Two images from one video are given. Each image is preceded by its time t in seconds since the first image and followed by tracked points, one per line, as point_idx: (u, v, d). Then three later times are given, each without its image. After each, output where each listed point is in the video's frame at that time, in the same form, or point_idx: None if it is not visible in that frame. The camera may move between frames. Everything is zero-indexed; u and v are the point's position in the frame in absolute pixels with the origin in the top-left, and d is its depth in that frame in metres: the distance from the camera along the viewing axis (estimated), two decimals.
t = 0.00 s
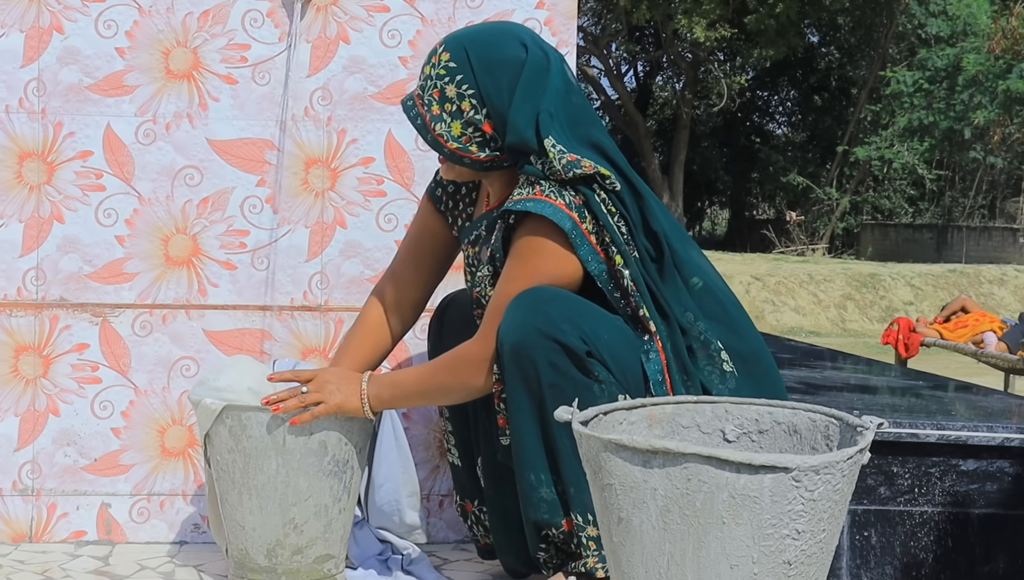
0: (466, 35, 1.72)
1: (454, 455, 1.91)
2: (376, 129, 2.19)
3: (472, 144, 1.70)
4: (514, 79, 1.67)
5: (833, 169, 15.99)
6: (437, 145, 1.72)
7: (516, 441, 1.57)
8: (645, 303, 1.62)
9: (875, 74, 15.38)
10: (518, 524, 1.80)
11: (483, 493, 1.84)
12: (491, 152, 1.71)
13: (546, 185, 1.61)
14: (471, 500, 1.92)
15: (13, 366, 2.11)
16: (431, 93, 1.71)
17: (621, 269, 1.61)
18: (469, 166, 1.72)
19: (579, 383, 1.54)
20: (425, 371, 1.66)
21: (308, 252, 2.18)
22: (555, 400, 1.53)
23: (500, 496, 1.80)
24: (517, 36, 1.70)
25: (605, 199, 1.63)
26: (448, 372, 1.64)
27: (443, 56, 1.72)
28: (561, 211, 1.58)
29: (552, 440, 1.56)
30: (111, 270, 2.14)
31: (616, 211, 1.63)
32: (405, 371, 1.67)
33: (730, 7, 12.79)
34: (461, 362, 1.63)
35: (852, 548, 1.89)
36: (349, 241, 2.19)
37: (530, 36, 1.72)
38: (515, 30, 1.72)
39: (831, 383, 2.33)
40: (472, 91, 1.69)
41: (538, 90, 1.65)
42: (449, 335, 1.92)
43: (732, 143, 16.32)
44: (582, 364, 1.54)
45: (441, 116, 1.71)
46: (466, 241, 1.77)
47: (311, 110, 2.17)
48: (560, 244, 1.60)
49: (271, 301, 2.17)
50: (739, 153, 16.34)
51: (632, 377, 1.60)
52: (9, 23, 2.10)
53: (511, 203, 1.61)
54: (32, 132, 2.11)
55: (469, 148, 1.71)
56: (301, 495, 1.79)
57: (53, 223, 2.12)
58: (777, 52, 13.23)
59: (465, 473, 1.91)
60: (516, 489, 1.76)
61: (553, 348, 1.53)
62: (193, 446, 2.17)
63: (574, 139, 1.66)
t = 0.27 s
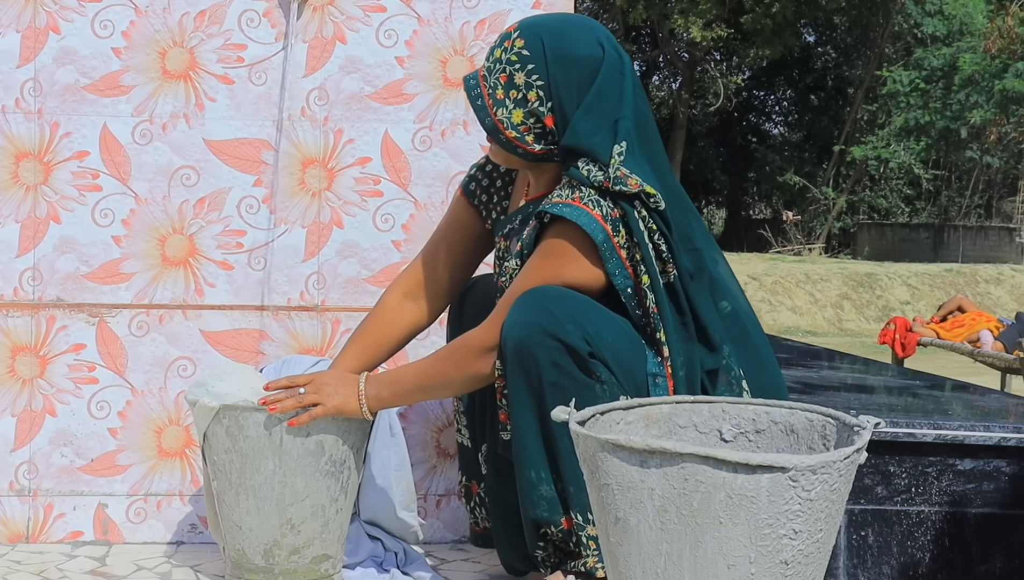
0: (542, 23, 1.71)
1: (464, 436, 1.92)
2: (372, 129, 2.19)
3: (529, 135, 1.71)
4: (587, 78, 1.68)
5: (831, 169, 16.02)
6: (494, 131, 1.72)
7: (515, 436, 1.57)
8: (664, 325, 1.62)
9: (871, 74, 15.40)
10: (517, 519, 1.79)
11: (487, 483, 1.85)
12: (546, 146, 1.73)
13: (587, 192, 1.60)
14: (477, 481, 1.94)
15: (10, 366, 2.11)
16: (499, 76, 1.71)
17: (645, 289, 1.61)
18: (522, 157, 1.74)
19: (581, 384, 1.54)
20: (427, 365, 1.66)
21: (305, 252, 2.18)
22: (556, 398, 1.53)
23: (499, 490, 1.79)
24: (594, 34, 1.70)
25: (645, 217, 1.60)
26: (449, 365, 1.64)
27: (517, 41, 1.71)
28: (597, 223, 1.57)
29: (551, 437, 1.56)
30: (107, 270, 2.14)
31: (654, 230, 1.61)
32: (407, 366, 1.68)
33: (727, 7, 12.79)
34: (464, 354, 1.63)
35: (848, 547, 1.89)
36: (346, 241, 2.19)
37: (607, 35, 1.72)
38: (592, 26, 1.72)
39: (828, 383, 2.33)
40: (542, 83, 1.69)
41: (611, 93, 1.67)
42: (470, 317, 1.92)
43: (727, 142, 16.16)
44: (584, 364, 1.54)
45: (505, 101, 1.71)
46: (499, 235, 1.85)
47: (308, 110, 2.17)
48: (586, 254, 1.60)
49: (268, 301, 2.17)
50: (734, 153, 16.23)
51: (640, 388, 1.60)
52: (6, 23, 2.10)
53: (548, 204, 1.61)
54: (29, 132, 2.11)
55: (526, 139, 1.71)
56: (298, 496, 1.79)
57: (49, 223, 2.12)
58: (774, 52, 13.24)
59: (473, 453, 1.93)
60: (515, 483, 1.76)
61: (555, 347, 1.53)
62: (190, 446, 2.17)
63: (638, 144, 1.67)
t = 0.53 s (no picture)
0: (532, 29, 1.70)
1: (473, 425, 1.93)
2: (371, 128, 2.19)
3: (521, 142, 1.72)
4: (576, 83, 1.66)
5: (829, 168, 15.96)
6: (488, 139, 1.73)
7: (509, 438, 1.58)
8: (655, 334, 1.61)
9: (869, 73, 15.41)
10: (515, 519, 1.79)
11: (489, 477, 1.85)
12: (541, 152, 1.72)
13: (579, 200, 1.60)
14: (483, 472, 1.94)
15: (8, 366, 2.11)
16: (489, 85, 1.72)
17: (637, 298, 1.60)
18: (517, 163, 1.74)
19: (572, 390, 1.55)
20: (427, 367, 1.65)
21: (303, 252, 2.18)
22: (547, 403, 1.55)
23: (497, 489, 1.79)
24: (585, 38, 1.68)
25: (637, 227, 1.59)
26: (449, 367, 1.63)
27: (507, 49, 1.71)
28: (587, 232, 1.57)
29: (543, 442, 1.57)
30: (105, 270, 2.14)
31: (646, 239, 1.59)
32: (406, 369, 1.66)
33: (725, 7, 12.78)
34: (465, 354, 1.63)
35: (847, 547, 1.88)
36: (344, 241, 2.19)
37: (598, 38, 1.69)
38: (584, 29, 1.69)
39: (826, 382, 2.33)
40: (531, 90, 1.68)
41: (600, 97, 1.64)
42: (482, 309, 1.93)
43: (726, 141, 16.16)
44: (576, 371, 1.55)
45: (496, 110, 1.72)
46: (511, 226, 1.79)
47: (306, 109, 2.17)
48: (582, 263, 1.60)
49: (267, 301, 2.17)
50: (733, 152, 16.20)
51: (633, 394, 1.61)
52: (3, 23, 2.10)
53: (540, 210, 1.61)
54: (27, 132, 2.11)
55: (518, 146, 1.72)
56: (296, 495, 1.79)
57: (47, 223, 2.12)
58: (772, 52, 13.25)
59: (480, 444, 1.93)
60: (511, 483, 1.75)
61: (546, 353, 1.54)
62: (188, 446, 2.17)
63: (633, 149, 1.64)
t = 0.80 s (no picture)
0: (506, 30, 1.72)
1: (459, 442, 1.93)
2: (370, 129, 2.19)
3: (495, 142, 1.72)
4: (549, 81, 1.67)
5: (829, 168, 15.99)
6: (461, 140, 1.73)
7: (506, 442, 1.58)
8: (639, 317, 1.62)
9: (868, 73, 15.42)
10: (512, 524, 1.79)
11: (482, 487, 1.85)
12: (514, 152, 1.73)
13: (555, 190, 1.60)
14: (474, 488, 1.93)
15: (7, 367, 2.11)
16: (463, 85, 1.72)
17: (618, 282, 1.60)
18: (490, 164, 1.74)
19: (569, 389, 1.55)
20: (425, 370, 1.65)
21: (302, 253, 2.18)
22: (544, 404, 1.55)
23: (493, 496, 1.79)
24: (557, 37, 1.70)
25: (613, 213, 1.59)
26: (447, 371, 1.63)
27: (480, 50, 1.72)
28: (567, 219, 1.57)
29: (541, 444, 1.56)
30: (105, 271, 2.14)
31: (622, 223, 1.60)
32: (404, 372, 1.66)
33: (724, 7, 12.78)
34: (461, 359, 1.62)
35: (846, 548, 1.88)
36: (343, 242, 2.19)
37: (571, 38, 1.71)
38: (557, 29, 1.71)
39: (826, 383, 2.33)
40: (506, 89, 1.69)
41: (573, 94, 1.65)
42: (463, 323, 1.92)
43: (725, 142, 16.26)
44: (571, 371, 1.54)
45: (471, 109, 1.72)
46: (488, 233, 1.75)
47: (305, 110, 2.17)
48: (566, 254, 1.59)
49: (266, 302, 2.17)
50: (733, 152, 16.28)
51: (622, 381, 1.61)
52: (3, 24, 2.10)
53: (518, 205, 1.61)
54: (26, 133, 2.11)
55: (492, 146, 1.72)
56: (295, 496, 1.79)
57: (47, 224, 2.12)
58: (771, 52, 13.26)
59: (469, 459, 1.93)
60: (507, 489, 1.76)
61: (542, 354, 1.53)
62: (188, 447, 2.17)
63: (605, 143, 1.66)
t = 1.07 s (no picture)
0: (443, 39, 1.73)
1: (445, 461, 1.92)
2: (370, 129, 2.19)
3: (449, 148, 1.72)
4: (489, 83, 1.67)
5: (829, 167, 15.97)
6: (416, 151, 1.74)
7: (510, 442, 1.57)
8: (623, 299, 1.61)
9: (869, 72, 15.40)
10: (513, 527, 1.80)
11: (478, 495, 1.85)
12: (469, 156, 1.72)
13: (522, 186, 1.60)
14: (464, 507, 1.93)
15: (8, 367, 2.12)
16: (408, 97, 1.73)
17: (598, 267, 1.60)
18: (448, 170, 1.73)
19: (572, 384, 1.55)
20: (421, 374, 1.65)
21: (302, 253, 2.18)
22: (550, 401, 1.54)
23: (494, 502, 1.80)
24: (492, 38, 1.70)
25: (581, 201, 1.60)
26: (444, 374, 1.63)
27: (419, 61, 1.73)
28: (539, 212, 1.57)
29: (547, 443, 1.56)
30: (105, 272, 2.14)
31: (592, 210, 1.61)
32: (402, 375, 1.66)
33: (725, 6, 12.77)
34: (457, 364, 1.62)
35: (847, 548, 1.88)
36: (343, 241, 2.19)
37: (507, 38, 1.72)
38: (493, 30, 1.72)
39: (826, 383, 2.33)
40: (449, 95, 1.70)
41: (514, 90, 1.65)
42: (438, 340, 1.93)
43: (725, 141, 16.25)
44: (576, 365, 1.55)
45: (419, 120, 1.73)
46: (449, 244, 1.78)
47: (305, 111, 2.17)
48: (548, 247, 1.60)
49: (266, 302, 2.17)
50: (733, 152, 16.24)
51: (616, 367, 1.60)
52: (3, 24, 2.10)
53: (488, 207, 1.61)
54: (26, 134, 2.11)
55: (447, 152, 1.72)
56: (296, 497, 1.79)
57: (47, 224, 2.13)
58: (771, 51, 13.25)
59: (458, 478, 1.92)
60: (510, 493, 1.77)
61: (546, 350, 1.53)
62: (188, 447, 2.17)
63: (558, 136, 1.66)
